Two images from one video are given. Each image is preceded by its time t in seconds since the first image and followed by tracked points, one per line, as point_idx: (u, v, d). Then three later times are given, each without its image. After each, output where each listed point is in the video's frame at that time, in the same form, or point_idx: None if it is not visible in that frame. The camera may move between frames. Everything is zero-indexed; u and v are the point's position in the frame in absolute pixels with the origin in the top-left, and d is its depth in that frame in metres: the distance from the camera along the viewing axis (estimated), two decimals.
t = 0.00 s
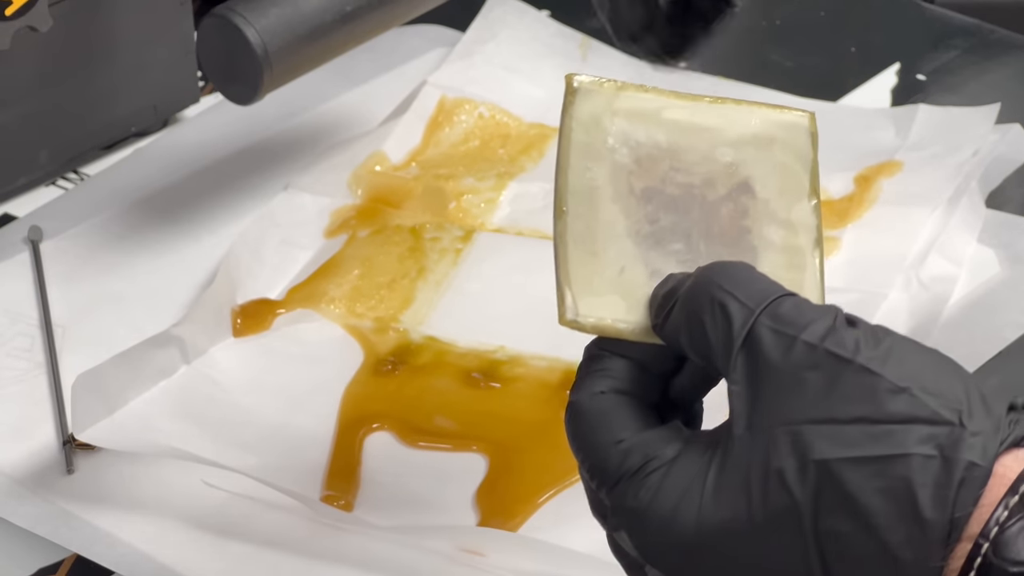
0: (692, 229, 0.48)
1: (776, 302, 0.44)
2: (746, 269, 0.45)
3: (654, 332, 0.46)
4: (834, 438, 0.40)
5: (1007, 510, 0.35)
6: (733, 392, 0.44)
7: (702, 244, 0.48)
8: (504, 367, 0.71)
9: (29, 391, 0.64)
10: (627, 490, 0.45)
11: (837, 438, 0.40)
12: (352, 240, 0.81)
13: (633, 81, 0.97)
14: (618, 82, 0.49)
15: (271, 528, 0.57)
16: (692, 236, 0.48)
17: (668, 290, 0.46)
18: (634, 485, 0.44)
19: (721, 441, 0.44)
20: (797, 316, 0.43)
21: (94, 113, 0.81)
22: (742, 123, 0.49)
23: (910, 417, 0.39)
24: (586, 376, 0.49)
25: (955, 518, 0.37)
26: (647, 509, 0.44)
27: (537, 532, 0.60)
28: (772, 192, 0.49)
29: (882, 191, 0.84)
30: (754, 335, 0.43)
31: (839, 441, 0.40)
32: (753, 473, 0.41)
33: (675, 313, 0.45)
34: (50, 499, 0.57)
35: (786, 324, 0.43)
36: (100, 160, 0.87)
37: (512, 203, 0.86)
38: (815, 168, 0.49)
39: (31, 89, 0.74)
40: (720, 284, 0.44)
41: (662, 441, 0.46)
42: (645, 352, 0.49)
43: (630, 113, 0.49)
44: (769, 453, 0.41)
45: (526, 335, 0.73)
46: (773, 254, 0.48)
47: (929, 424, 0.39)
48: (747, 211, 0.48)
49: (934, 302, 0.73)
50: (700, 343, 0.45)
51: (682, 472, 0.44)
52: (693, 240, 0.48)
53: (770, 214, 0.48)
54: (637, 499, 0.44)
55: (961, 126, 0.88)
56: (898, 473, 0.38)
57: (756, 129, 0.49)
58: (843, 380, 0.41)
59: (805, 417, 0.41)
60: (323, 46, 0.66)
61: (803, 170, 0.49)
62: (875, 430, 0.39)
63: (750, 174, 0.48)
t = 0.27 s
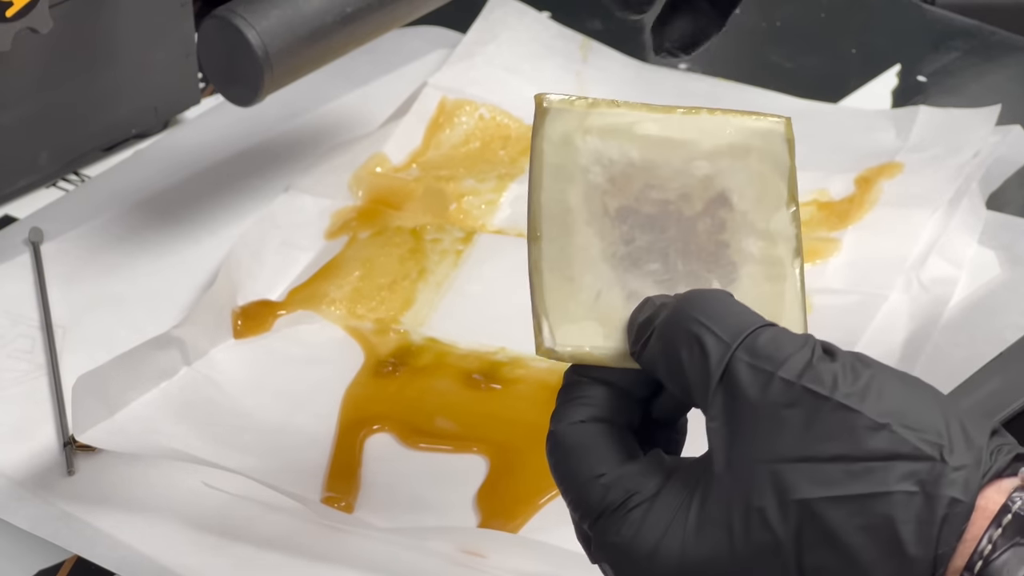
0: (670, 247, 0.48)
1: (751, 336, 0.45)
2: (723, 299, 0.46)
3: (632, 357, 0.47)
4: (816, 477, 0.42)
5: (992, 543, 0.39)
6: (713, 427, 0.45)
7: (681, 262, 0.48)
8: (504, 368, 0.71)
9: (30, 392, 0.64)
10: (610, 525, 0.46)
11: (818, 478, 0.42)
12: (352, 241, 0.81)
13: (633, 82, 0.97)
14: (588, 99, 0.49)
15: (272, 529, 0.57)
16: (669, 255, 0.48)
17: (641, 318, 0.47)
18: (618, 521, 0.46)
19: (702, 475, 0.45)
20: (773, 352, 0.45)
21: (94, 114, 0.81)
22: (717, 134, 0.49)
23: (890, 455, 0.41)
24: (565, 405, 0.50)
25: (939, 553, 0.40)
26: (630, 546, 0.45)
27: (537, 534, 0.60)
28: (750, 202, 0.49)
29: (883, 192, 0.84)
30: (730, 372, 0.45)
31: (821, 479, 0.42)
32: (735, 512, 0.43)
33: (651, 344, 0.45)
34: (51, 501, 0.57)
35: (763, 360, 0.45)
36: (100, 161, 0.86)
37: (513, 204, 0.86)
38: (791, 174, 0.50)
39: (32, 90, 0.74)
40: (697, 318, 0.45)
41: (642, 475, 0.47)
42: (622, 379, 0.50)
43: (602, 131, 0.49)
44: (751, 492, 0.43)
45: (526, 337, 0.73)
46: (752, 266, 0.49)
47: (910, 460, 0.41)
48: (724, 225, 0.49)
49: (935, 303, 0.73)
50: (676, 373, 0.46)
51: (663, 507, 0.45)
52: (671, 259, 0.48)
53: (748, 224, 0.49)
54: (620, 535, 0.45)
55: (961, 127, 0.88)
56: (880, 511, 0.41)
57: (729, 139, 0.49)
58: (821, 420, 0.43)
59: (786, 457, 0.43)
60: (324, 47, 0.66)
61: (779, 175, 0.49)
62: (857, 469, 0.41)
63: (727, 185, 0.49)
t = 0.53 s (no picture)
0: (667, 258, 0.47)
1: (750, 347, 0.44)
2: (719, 310, 0.44)
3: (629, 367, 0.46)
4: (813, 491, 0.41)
5: (987, 555, 0.38)
6: (710, 439, 0.44)
7: (677, 273, 0.47)
8: (504, 369, 0.71)
9: (30, 392, 0.64)
10: (605, 537, 0.45)
11: (815, 491, 0.41)
12: (352, 242, 0.81)
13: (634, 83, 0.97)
14: (585, 109, 0.47)
15: (272, 531, 0.57)
16: (666, 266, 0.47)
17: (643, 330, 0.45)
18: (614, 532, 0.45)
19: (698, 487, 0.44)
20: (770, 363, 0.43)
21: (95, 115, 0.81)
22: (714, 142, 0.48)
23: (887, 468, 0.40)
24: (561, 415, 0.49)
25: (935, 566, 0.39)
26: (626, 558, 0.44)
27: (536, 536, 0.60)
28: (746, 213, 0.48)
29: (883, 193, 0.84)
30: (727, 385, 0.43)
31: (816, 493, 0.41)
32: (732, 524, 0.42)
33: (647, 357, 0.44)
34: (52, 502, 0.58)
35: (760, 373, 0.43)
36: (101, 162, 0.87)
37: (513, 205, 0.86)
38: (788, 187, 0.48)
39: (33, 92, 0.74)
40: (695, 331, 0.43)
41: (638, 486, 0.46)
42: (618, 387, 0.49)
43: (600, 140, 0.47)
44: (747, 505, 0.42)
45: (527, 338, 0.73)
46: (749, 278, 0.47)
47: (906, 473, 0.40)
48: (721, 236, 0.47)
49: (935, 304, 0.73)
50: (672, 383, 0.45)
51: (659, 520, 0.44)
52: (668, 271, 0.47)
53: (744, 236, 0.48)
54: (616, 547, 0.45)
55: (961, 129, 0.88)
56: (877, 524, 0.40)
57: (726, 149, 0.48)
58: (820, 432, 0.42)
59: (783, 470, 0.42)
60: (325, 48, 0.66)
61: (775, 186, 0.48)
62: (853, 483, 0.41)
63: (722, 197, 0.48)
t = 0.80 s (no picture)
0: (711, 203, 0.48)
1: (814, 261, 0.44)
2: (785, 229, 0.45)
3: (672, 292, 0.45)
4: (869, 386, 0.39)
5: (1004, 521, 0.34)
6: (766, 341, 0.42)
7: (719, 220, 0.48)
8: (504, 369, 0.71)
9: (31, 393, 0.64)
10: (638, 430, 0.44)
11: (871, 390, 0.39)
12: (353, 243, 0.81)
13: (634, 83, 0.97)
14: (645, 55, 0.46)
15: (273, 531, 0.57)
16: (710, 210, 0.47)
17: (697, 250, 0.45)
18: (647, 426, 0.43)
19: (745, 387, 0.43)
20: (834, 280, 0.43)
21: (95, 115, 0.81)
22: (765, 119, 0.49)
23: (945, 380, 0.38)
24: (597, 323, 0.48)
25: (983, 480, 0.36)
26: (660, 446, 0.42)
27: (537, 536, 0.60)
28: (784, 190, 0.50)
29: (884, 194, 0.84)
30: (794, 285, 0.43)
31: (870, 392, 0.39)
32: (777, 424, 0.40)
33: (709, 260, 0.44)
34: (53, 502, 0.58)
35: (827, 280, 0.42)
36: (101, 162, 0.87)
37: (513, 206, 0.86)
38: (821, 173, 0.51)
39: (33, 93, 0.74)
40: (761, 240, 0.44)
41: (678, 385, 0.44)
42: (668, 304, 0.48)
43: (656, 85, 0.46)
44: (798, 401, 0.40)
45: (527, 338, 0.73)
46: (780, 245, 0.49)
47: (963, 387, 0.38)
48: (760, 202, 0.49)
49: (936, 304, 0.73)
50: (732, 292, 0.44)
51: (698, 415, 0.42)
52: (711, 215, 0.47)
53: (781, 210, 0.50)
54: (649, 440, 0.43)
55: (961, 129, 0.88)
56: (929, 430, 0.37)
57: (775, 126, 0.50)
58: (888, 335, 0.40)
59: (839, 367, 0.40)
60: (325, 49, 0.66)
61: (814, 176, 0.51)
62: (910, 389, 0.38)
63: (764, 168, 0.49)
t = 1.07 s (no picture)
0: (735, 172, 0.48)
1: (860, 236, 0.43)
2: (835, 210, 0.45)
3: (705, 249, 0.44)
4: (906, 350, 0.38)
5: (1018, 509, 0.33)
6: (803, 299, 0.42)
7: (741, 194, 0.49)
8: (504, 369, 0.71)
9: (31, 393, 0.64)
10: (665, 373, 0.43)
11: (909, 353, 0.38)
12: (353, 243, 0.81)
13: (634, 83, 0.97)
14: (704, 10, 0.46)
15: (272, 530, 0.57)
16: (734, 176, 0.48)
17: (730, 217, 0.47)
18: (673, 373, 0.42)
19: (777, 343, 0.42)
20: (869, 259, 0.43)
21: (96, 115, 0.81)
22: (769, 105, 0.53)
23: (982, 355, 0.38)
24: (618, 280, 0.48)
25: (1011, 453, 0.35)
26: (687, 392, 0.42)
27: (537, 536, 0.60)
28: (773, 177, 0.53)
29: (884, 194, 0.83)
30: (837, 253, 0.42)
31: (907, 353, 0.38)
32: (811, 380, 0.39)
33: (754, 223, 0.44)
34: (53, 502, 0.58)
35: (871, 252, 0.42)
36: (102, 162, 0.87)
37: (513, 206, 0.86)
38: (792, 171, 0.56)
39: (33, 93, 0.74)
40: (809, 215, 0.44)
41: (708, 337, 0.44)
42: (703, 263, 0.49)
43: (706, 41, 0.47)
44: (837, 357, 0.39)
45: (528, 338, 0.73)
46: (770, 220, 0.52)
47: (998, 365, 0.38)
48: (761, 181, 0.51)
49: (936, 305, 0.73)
50: (772, 254, 0.44)
51: (726, 365, 0.41)
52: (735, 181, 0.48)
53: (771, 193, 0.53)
54: (676, 384, 0.42)
55: (961, 129, 0.88)
56: (962, 398, 0.37)
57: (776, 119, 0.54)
58: (930, 306, 0.40)
59: (878, 327, 0.39)
60: (325, 49, 0.66)
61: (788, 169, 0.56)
62: (947, 357, 0.38)
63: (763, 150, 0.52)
